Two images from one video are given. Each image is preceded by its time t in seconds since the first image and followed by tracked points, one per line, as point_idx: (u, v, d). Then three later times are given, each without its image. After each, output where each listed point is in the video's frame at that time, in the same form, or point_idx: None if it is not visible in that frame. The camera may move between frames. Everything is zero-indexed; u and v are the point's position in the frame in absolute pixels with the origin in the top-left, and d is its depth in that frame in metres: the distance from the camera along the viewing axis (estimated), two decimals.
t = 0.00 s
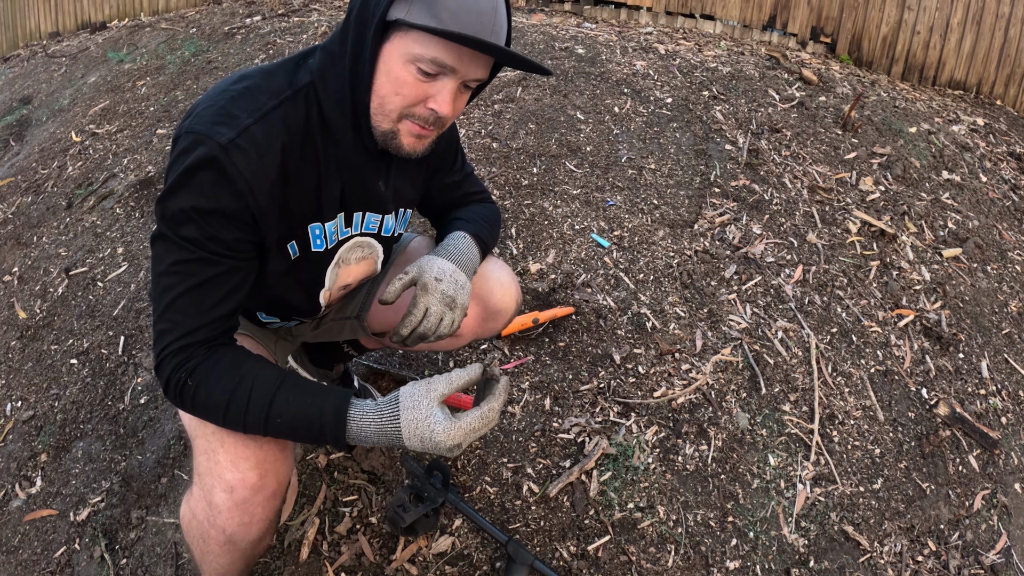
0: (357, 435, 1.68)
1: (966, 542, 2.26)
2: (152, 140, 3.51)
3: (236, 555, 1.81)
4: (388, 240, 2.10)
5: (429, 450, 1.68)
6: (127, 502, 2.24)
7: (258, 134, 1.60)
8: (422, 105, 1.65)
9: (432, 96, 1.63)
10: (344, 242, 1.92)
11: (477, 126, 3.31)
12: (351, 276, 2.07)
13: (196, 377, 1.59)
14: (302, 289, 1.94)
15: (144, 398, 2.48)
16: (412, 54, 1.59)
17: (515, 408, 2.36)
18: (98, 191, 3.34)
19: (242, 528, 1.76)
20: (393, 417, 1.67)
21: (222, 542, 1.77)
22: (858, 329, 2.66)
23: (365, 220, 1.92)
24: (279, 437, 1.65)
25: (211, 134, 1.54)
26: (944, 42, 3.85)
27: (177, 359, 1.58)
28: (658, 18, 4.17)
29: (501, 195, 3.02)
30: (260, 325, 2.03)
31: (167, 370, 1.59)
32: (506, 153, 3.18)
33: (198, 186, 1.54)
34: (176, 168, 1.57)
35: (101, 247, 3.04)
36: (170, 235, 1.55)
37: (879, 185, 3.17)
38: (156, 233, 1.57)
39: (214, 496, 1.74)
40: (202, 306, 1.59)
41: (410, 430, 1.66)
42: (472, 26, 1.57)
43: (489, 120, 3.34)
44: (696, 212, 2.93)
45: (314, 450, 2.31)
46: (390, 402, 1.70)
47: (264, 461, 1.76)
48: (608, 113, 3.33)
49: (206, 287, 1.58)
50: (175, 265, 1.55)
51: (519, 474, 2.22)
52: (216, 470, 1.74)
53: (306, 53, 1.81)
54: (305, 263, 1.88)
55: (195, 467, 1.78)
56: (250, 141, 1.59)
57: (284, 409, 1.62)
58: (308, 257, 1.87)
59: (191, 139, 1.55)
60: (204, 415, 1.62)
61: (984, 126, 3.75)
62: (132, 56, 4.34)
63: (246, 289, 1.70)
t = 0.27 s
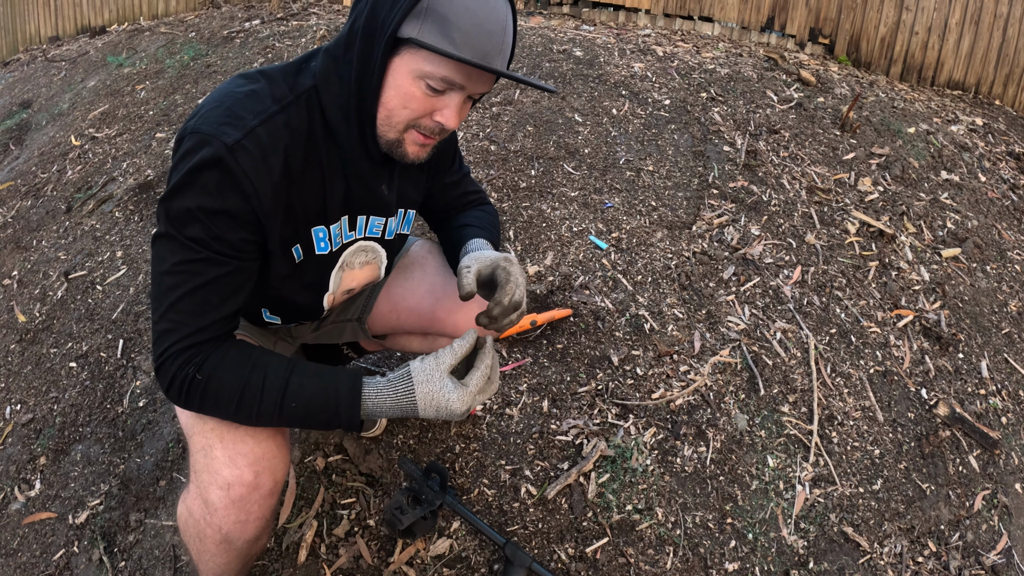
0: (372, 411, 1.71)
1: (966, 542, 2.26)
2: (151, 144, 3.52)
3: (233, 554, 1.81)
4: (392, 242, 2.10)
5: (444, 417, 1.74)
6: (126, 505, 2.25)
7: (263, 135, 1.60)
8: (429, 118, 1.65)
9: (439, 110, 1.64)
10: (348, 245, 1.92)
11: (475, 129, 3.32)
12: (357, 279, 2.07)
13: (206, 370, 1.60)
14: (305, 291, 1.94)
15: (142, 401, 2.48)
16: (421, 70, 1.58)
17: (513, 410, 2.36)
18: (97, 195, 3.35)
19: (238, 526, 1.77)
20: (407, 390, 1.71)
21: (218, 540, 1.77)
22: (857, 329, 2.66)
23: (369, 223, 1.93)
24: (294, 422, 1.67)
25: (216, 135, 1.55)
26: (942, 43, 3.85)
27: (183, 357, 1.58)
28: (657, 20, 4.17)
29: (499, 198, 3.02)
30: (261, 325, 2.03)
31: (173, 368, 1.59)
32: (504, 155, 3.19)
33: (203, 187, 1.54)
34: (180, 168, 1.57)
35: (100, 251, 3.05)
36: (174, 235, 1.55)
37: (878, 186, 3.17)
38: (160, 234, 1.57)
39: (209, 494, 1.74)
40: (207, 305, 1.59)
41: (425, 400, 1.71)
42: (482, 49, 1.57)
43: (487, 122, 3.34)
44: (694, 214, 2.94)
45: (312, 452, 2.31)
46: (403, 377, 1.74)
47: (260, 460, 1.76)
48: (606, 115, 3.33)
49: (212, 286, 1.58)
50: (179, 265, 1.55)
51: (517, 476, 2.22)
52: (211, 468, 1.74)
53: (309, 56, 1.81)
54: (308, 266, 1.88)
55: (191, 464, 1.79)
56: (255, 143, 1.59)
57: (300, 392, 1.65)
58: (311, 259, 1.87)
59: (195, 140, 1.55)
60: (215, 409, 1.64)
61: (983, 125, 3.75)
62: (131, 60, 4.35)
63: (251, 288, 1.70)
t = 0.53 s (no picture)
0: (385, 406, 1.74)
1: (968, 543, 2.26)
2: (150, 147, 3.52)
3: (235, 558, 1.81)
4: (390, 244, 2.10)
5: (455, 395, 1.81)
6: (125, 508, 2.24)
7: (260, 138, 1.60)
8: (425, 124, 1.66)
9: (436, 116, 1.64)
10: (345, 248, 1.93)
11: (474, 131, 3.32)
12: (355, 282, 2.07)
13: (215, 378, 1.60)
14: (305, 295, 1.94)
15: (142, 403, 2.48)
16: (419, 77, 1.58)
17: (513, 412, 2.35)
18: (97, 198, 3.35)
19: (242, 532, 1.76)
20: (418, 382, 1.75)
21: (221, 545, 1.77)
22: (858, 330, 2.65)
23: (366, 225, 1.93)
24: (306, 422, 1.68)
25: (215, 139, 1.54)
26: (942, 43, 3.85)
27: (190, 366, 1.58)
28: (656, 22, 4.16)
29: (498, 200, 3.02)
30: (260, 330, 2.03)
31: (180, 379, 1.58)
32: (504, 157, 3.18)
33: (203, 191, 1.53)
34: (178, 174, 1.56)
35: (99, 254, 3.04)
36: (174, 241, 1.54)
37: (878, 186, 3.17)
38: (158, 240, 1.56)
39: (214, 499, 1.73)
40: (211, 311, 1.59)
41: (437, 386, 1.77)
42: (481, 57, 1.56)
43: (486, 124, 3.34)
44: (694, 215, 2.93)
45: (311, 455, 2.31)
46: (410, 369, 1.76)
47: (265, 466, 1.76)
48: (605, 116, 3.33)
49: (215, 293, 1.58)
50: (180, 272, 1.54)
51: (517, 478, 2.21)
52: (216, 473, 1.74)
53: (302, 59, 1.80)
54: (306, 269, 1.89)
55: (194, 470, 1.78)
56: (253, 147, 1.58)
57: (312, 391, 1.66)
58: (310, 262, 1.87)
59: (193, 145, 1.55)
60: (227, 415, 1.64)
61: (982, 125, 3.74)
62: (130, 63, 4.35)
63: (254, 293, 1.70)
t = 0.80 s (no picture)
0: (385, 412, 1.73)
1: (970, 544, 2.25)
2: (149, 150, 3.51)
3: (232, 566, 1.81)
4: (388, 246, 2.09)
5: (456, 397, 1.80)
6: (123, 511, 2.24)
7: (256, 139, 1.59)
8: (421, 123, 1.66)
9: (431, 115, 1.64)
10: (343, 250, 1.93)
11: (473, 133, 3.31)
12: (355, 286, 2.08)
13: (211, 385, 1.59)
14: (304, 298, 1.94)
15: (140, 406, 2.47)
16: (414, 77, 1.58)
17: (512, 414, 2.35)
18: (96, 201, 3.34)
19: (239, 540, 1.76)
20: (418, 383, 1.75)
21: (218, 553, 1.76)
22: (858, 330, 2.64)
23: (364, 227, 1.93)
24: (304, 429, 1.67)
25: (209, 141, 1.54)
26: (941, 43, 3.85)
27: (186, 373, 1.57)
28: (655, 23, 4.14)
29: (497, 201, 3.01)
30: (260, 334, 2.03)
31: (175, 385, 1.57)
32: (503, 158, 3.18)
33: (198, 194, 1.53)
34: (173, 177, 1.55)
35: (98, 256, 3.04)
36: (170, 245, 1.54)
37: (878, 186, 3.16)
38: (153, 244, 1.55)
39: (210, 507, 1.73)
40: (207, 316, 1.58)
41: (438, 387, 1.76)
42: (476, 55, 1.56)
43: (485, 126, 3.34)
44: (693, 216, 2.93)
45: (310, 457, 2.30)
46: (409, 371, 1.76)
47: (263, 474, 1.75)
48: (604, 118, 3.33)
49: (211, 297, 1.57)
50: (176, 276, 1.53)
51: (516, 481, 2.20)
52: (213, 481, 1.73)
53: (295, 60, 1.80)
54: (304, 272, 1.88)
55: (191, 477, 1.77)
56: (248, 149, 1.58)
57: (310, 399, 1.65)
58: (308, 265, 1.87)
59: (188, 147, 1.54)
60: (223, 423, 1.63)
61: (982, 125, 3.74)
62: (129, 66, 4.35)
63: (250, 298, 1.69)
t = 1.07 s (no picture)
0: (392, 417, 1.75)
1: (972, 543, 2.25)
2: (149, 153, 3.52)
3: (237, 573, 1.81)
4: (390, 249, 2.10)
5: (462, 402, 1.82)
6: (124, 514, 2.24)
7: (257, 142, 1.59)
8: (423, 121, 1.66)
9: (433, 114, 1.65)
10: (345, 253, 1.93)
11: (473, 135, 3.31)
12: (356, 289, 2.08)
13: (218, 395, 1.61)
14: (306, 302, 1.94)
15: (141, 409, 2.47)
16: (413, 76, 1.58)
17: (514, 416, 2.35)
18: (96, 203, 3.34)
19: (245, 547, 1.77)
20: (426, 392, 1.76)
21: (224, 561, 1.77)
22: (859, 330, 2.64)
23: (367, 229, 1.93)
24: (313, 436, 1.70)
25: (209, 145, 1.53)
26: (939, 43, 3.86)
27: (192, 382, 1.58)
28: (654, 25, 4.13)
29: (498, 203, 3.01)
30: (260, 339, 2.03)
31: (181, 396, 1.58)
32: (503, 160, 3.18)
33: (199, 199, 1.52)
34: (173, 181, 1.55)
35: (99, 259, 3.04)
36: (171, 252, 1.53)
37: (878, 187, 3.17)
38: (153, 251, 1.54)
39: (216, 516, 1.73)
40: (210, 324, 1.58)
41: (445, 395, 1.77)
42: (474, 51, 1.56)
43: (485, 128, 3.34)
44: (693, 217, 2.93)
45: (311, 460, 2.30)
46: (416, 379, 1.77)
47: (269, 483, 1.76)
48: (604, 119, 3.33)
49: (214, 304, 1.58)
50: (178, 283, 1.53)
51: (518, 482, 2.20)
52: (219, 490, 1.73)
53: (292, 61, 1.79)
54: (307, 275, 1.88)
55: (195, 485, 1.77)
56: (249, 152, 1.58)
57: (318, 406, 1.67)
58: (310, 269, 1.87)
59: (188, 152, 1.53)
60: (230, 432, 1.65)
61: (982, 125, 3.74)
62: (129, 69, 4.35)
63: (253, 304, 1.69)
